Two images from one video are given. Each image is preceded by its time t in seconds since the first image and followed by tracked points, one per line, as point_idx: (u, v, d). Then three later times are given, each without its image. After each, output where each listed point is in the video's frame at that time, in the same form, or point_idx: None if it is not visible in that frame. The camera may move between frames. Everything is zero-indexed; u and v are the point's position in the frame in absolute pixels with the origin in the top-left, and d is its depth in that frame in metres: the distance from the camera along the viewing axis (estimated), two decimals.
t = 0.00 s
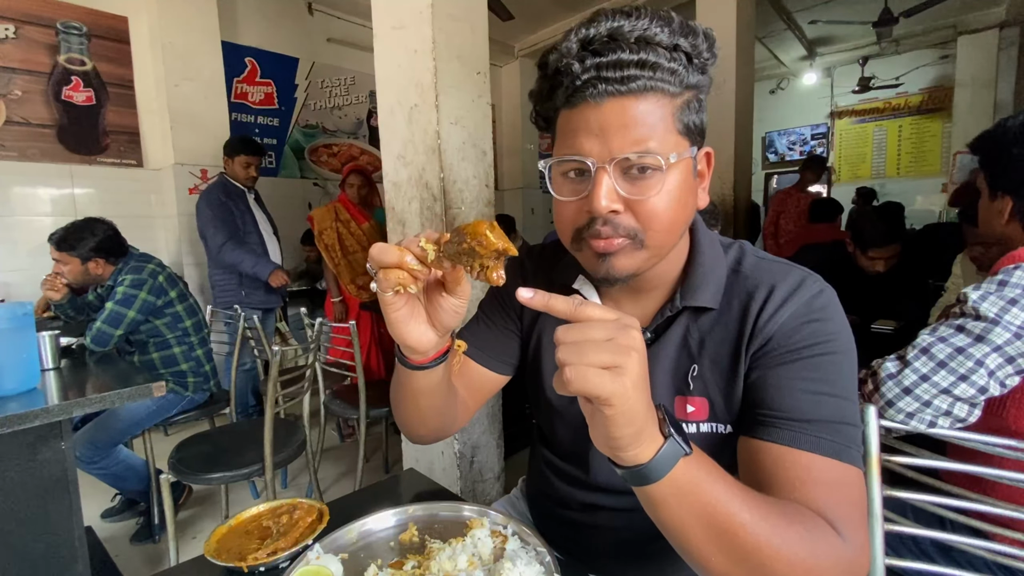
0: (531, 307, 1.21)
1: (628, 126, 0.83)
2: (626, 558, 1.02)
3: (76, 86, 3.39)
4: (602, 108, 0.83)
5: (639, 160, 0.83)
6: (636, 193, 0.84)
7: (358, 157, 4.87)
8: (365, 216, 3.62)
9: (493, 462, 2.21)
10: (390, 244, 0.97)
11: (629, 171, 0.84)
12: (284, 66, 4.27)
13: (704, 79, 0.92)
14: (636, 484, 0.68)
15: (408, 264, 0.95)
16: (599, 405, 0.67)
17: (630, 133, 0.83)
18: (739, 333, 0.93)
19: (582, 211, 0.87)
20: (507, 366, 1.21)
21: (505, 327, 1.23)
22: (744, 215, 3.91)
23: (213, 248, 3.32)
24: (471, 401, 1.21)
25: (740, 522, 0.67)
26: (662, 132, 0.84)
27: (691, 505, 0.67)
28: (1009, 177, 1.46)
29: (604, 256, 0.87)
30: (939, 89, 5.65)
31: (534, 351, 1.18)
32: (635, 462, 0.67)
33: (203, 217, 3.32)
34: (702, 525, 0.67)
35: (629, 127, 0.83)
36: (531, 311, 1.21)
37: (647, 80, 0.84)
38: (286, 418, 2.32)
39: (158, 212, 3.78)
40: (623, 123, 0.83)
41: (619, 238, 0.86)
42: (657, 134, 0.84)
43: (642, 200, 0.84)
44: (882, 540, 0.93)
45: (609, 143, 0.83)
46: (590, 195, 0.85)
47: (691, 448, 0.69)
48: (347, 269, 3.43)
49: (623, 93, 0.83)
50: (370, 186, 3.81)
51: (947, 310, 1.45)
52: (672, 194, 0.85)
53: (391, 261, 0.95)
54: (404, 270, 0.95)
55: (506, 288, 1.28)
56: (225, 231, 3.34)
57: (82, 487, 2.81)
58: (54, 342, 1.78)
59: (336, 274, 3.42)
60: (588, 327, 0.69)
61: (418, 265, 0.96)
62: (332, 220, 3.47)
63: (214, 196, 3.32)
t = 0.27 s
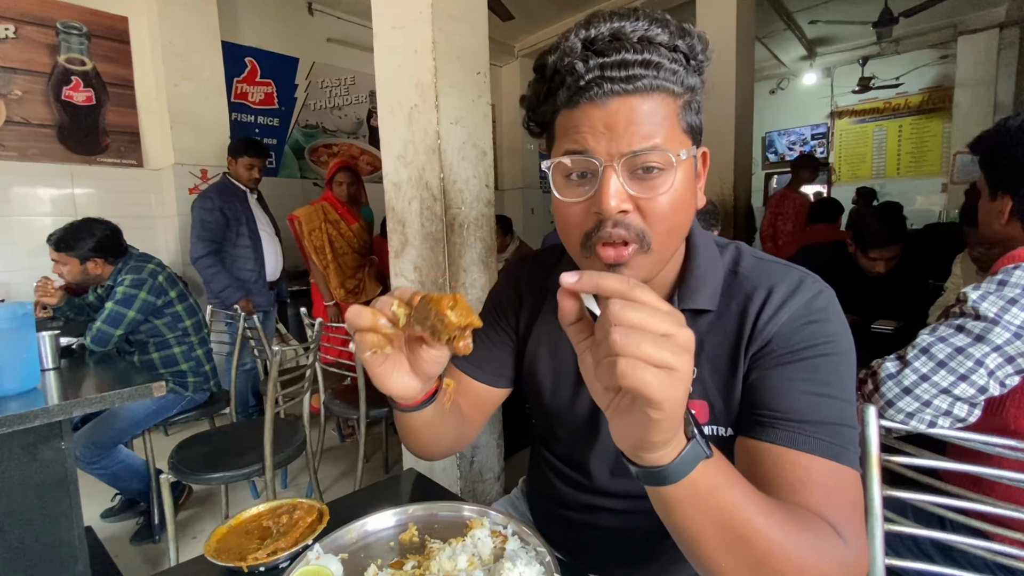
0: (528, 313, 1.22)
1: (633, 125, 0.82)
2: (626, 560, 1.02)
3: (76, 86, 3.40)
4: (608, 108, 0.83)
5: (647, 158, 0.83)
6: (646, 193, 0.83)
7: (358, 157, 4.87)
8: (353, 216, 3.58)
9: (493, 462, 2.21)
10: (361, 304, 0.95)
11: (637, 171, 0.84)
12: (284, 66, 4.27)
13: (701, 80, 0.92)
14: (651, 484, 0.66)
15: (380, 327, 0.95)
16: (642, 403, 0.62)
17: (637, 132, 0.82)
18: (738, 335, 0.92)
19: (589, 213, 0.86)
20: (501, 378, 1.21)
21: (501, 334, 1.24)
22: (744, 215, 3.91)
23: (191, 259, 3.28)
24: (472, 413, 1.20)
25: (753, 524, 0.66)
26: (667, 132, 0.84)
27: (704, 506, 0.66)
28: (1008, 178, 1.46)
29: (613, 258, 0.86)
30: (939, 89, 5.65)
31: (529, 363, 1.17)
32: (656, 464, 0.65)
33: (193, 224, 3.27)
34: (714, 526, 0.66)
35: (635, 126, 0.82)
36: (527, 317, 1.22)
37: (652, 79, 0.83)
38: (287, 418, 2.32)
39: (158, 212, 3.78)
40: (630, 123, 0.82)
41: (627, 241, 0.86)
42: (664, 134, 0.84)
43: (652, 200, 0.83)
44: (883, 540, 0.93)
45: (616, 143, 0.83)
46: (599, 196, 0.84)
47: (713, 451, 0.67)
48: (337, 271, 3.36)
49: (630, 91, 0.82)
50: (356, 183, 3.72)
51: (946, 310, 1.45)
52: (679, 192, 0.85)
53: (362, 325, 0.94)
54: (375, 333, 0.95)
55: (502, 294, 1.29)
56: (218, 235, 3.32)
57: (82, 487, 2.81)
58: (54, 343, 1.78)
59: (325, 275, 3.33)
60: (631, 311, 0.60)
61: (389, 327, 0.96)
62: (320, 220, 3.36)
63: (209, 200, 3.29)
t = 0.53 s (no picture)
0: (518, 320, 1.21)
1: (622, 116, 0.83)
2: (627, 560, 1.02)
3: (76, 86, 3.40)
4: (598, 100, 0.83)
5: (639, 149, 0.82)
6: (640, 183, 0.82)
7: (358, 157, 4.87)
8: (350, 216, 3.58)
9: (493, 463, 2.20)
10: (323, 374, 0.97)
11: (629, 162, 0.83)
12: (284, 66, 4.27)
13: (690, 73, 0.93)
14: (640, 454, 0.66)
15: (340, 398, 0.97)
16: (647, 346, 0.60)
17: (627, 123, 0.83)
18: (727, 337, 0.92)
19: (583, 206, 0.85)
20: (493, 391, 1.20)
21: (491, 345, 1.23)
22: (744, 215, 3.91)
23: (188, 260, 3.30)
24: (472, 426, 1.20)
25: (740, 511, 0.65)
26: (657, 122, 0.84)
27: (692, 485, 0.65)
28: (1008, 178, 1.46)
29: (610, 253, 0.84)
30: (939, 89, 5.65)
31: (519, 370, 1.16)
32: (649, 429, 0.64)
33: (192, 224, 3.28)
34: (700, 508, 0.65)
35: (624, 117, 0.83)
36: (518, 322, 1.21)
37: (641, 70, 0.84)
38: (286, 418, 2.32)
39: (158, 212, 3.78)
40: (620, 114, 0.83)
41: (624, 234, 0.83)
42: (655, 123, 0.84)
43: (647, 190, 0.82)
44: (882, 540, 0.93)
45: (608, 134, 0.83)
46: (592, 188, 0.83)
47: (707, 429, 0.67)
48: (337, 270, 3.30)
49: (618, 82, 0.83)
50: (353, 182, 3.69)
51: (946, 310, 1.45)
52: (674, 183, 0.84)
53: (322, 396, 0.96)
54: (336, 404, 0.97)
55: (491, 304, 1.29)
56: (216, 236, 3.33)
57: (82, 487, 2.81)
58: (54, 343, 1.78)
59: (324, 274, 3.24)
60: (640, 257, 0.59)
61: (350, 398, 0.98)
62: (319, 219, 3.28)
63: (208, 200, 3.31)
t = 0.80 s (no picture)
0: (507, 323, 1.21)
1: (602, 124, 0.82)
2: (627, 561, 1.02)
3: (76, 86, 3.39)
4: (577, 107, 0.83)
5: (622, 157, 0.82)
6: (620, 194, 0.82)
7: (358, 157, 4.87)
8: (356, 215, 3.57)
9: (493, 463, 2.20)
10: (308, 396, 0.95)
11: (609, 172, 0.83)
12: (284, 66, 4.27)
13: (673, 76, 0.92)
14: (625, 498, 0.62)
15: (326, 420, 0.95)
16: (638, 385, 0.55)
17: (606, 132, 0.82)
18: (715, 342, 0.91)
19: (564, 216, 0.85)
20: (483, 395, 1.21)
21: (482, 350, 1.23)
22: (744, 215, 3.91)
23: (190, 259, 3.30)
24: (467, 432, 1.21)
25: (730, 545, 0.62)
26: (638, 130, 0.83)
27: (681, 523, 0.61)
28: (1007, 178, 1.47)
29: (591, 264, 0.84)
30: (938, 89, 5.65)
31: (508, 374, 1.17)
32: (635, 473, 0.60)
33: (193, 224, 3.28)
34: (690, 548, 0.62)
35: (603, 125, 0.82)
36: (507, 326, 1.21)
37: (621, 76, 0.84)
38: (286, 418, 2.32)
39: (159, 212, 3.78)
40: (600, 120, 0.82)
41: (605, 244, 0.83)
42: (636, 132, 0.83)
43: (627, 201, 0.82)
44: (882, 540, 0.93)
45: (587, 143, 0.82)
46: (572, 198, 0.83)
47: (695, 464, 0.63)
48: (345, 267, 3.32)
49: (597, 89, 0.82)
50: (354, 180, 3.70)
51: (946, 310, 1.45)
52: (656, 193, 0.84)
53: (308, 417, 0.95)
54: (321, 427, 0.95)
55: (482, 308, 1.28)
56: (217, 236, 3.33)
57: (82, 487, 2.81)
58: (54, 343, 1.77)
59: (333, 270, 3.25)
60: (626, 281, 0.53)
61: (336, 420, 0.95)
62: (328, 216, 3.29)
63: (207, 200, 3.30)
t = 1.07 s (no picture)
0: (500, 324, 1.20)
1: (595, 114, 0.82)
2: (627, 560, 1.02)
3: (76, 86, 3.40)
4: (569, 95, 0.83)
5: (617, 149, 0.82)
6: (616, 184, 0.82)
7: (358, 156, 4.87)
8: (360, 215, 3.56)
9: (493, 463, 2.20)
10: (308, 400, 0.95)
11: (604, 163, 0.83)
12: (284, 66, 4.27)
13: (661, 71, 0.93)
14: (624, 497, 0.62)
15: (324, 424, 0.94)
16: (639, 382, 0.55)
17: (600, 121, 0.82)
18: (710, 350, 0.90)
19: (559, 208, 0.84)
20: (475, 399, 1.21)
21: (474, 355, 1.23)
22: (745, 215, 3.91)
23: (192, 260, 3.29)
24: (469, 435, 1.21)
25: (730, 552, 0.61)
26: (631, 121, 0.84)
27: (680, 528, 0.62)
28: (1008, 178, 1.47)
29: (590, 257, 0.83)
30: (939, 89, 5.65)
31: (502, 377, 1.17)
32: (634, 472, 0.61)
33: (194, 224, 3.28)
34: (686, 548, 0.62)
35: (596, 115, 0.82)
36: (499, 329, 1.20)
37: (612, 66, 0.84)
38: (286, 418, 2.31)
39: (159, 212, 3.78)
40: (592, 109, 0.82)
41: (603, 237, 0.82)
42: (629, 123, 0.83)
43: (623, 191, 0.82)
44: (882, 541, 0.93)
45: (581, 134, 0.82)
46: (568, 190, 0.82)
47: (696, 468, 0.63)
48: (352, 266, 3.32)
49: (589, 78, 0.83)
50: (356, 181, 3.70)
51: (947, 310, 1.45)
52: (652, 183, 0.84)
53: (306, 422, 0.94)
54: (320, 431, 0.93)
55: (473, 311, 1.28)
56: (217, 236, 3.33)
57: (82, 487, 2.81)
58: (54, 343, 1.77)
59: (340, 269, 3.24)
60: (630, 281, 0.55)
61: (334, 424, 0.95)
62: (334, 215, 3.29)
63: (209, 199, 3.30)
